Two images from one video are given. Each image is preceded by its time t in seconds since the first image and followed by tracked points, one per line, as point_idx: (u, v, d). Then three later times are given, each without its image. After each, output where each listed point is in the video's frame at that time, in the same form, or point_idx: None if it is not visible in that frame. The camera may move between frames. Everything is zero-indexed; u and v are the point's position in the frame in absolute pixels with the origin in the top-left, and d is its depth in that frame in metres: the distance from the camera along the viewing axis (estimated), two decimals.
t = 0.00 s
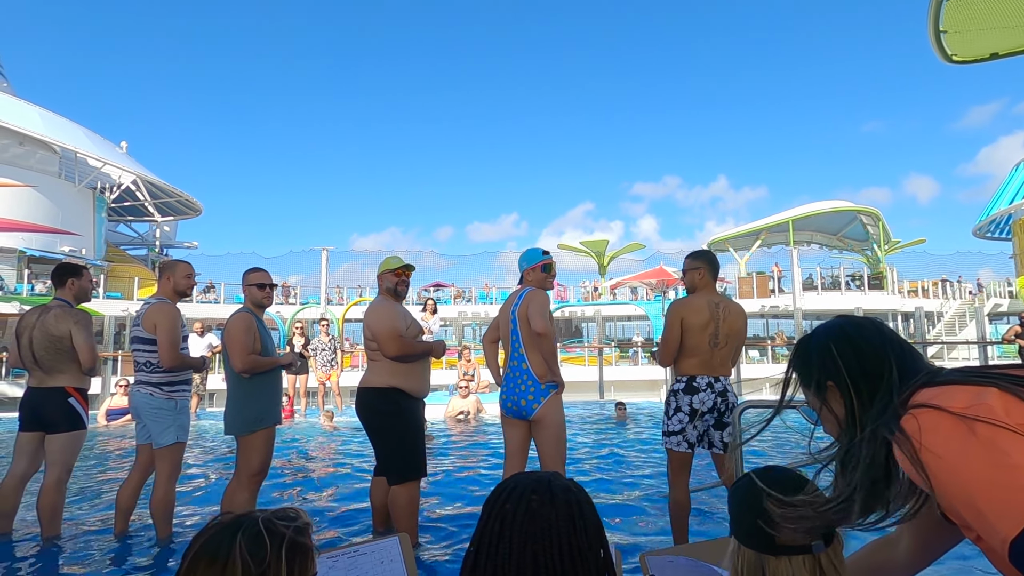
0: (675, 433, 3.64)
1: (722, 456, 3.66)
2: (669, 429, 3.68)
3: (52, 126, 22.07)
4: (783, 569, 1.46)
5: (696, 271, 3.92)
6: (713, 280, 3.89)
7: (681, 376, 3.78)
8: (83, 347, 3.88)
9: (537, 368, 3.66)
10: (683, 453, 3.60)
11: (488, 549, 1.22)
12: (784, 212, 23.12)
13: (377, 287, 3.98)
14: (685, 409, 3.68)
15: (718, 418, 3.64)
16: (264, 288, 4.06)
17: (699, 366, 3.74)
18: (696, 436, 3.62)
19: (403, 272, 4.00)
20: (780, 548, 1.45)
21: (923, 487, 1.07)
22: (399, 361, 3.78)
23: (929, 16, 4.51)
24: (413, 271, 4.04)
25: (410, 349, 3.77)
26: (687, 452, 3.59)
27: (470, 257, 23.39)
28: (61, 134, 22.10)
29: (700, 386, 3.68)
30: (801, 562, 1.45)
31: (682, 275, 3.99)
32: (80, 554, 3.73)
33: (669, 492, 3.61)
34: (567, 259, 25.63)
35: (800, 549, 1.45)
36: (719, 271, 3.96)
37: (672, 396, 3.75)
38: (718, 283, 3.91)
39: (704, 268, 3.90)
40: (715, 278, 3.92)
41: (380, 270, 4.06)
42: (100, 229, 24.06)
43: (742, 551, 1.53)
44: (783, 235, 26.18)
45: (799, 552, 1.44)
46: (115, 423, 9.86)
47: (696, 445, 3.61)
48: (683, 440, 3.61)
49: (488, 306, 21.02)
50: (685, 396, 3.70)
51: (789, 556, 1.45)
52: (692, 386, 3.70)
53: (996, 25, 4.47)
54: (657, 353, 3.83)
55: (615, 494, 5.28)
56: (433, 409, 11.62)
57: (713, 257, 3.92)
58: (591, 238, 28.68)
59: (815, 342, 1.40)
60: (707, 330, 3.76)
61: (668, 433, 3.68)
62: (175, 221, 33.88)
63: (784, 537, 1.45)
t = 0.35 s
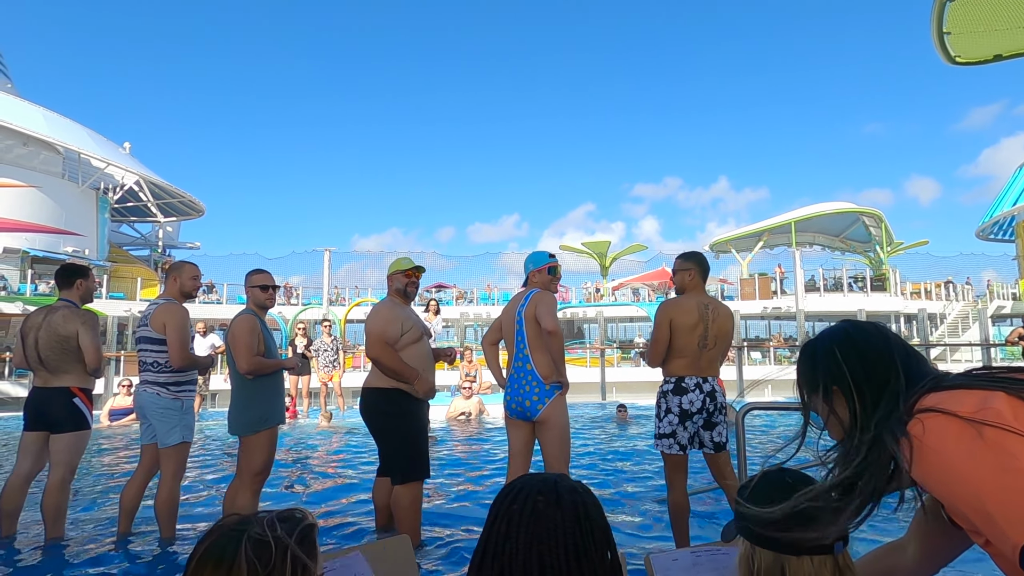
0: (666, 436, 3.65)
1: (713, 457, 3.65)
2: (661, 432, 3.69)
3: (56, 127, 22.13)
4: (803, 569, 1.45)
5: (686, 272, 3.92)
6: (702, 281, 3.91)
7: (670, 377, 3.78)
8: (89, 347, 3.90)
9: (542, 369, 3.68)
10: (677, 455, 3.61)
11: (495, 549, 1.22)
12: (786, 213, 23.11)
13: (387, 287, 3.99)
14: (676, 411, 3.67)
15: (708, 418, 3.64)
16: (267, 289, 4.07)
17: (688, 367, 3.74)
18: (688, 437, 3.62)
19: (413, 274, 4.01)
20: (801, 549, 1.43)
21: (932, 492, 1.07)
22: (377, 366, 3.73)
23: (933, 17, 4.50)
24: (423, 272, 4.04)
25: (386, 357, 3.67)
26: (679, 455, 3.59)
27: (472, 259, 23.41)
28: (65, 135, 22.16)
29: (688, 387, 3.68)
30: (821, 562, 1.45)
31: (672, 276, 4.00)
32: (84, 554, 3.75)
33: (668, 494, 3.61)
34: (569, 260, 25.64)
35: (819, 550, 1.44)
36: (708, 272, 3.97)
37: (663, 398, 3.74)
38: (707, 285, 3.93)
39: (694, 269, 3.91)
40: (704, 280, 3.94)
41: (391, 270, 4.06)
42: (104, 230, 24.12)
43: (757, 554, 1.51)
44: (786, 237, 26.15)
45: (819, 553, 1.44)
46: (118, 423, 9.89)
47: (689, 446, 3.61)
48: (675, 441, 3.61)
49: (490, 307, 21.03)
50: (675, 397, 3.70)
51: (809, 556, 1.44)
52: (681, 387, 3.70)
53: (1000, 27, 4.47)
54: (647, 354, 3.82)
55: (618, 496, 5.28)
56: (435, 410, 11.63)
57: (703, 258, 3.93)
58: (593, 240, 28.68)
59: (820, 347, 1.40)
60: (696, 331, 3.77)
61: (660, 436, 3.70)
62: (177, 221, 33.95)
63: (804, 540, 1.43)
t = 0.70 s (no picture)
0: (671, 436, 3.63)
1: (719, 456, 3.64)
2: (666, 432, 3.66)
3: (58, 125, 22.15)
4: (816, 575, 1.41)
5: (688, 273, 3.93)
6: (703, 282, 3.91)
7: (676, 377, 3.77)
8: (96, 345, 3.92)
9: (542, 369, 3.68)
10: (681, 455, 3.59)
11: (516, 554, 1.20)
12: (788, 214, 23.09)
13: (395, 287, 3.99)
14: (682, 411, 3.66)
15: (713, 419, 3.62)
16: (267, 290, 4.07)
17: (694, 367, 3.73)
18: (693, 438, 3.60)
19: (423, 274, 4.00)
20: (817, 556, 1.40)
21: (938, 492, 1.07)
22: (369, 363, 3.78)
23: (936, 18, 4.49)
24: (433, 273, 4.03)
25: (373, 355, 3.70)
26: (685, 455, 3.58)
27: (472, 259, 23.43)
28: (68, 133, 22.19)
29: (694, 387, 3.67)
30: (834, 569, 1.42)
31: (673, 277, 4.00)
32: (85, 552, 3.75)
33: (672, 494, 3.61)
34: (570, 259, 25.65)
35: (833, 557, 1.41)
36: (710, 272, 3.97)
37: (669, 398, 3.73)
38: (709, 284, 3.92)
39: (696, 269, 3.91)
40: (705, 280, 3.94)
41: (399, 270, 4.05)
42: (105, 229, 24.15)
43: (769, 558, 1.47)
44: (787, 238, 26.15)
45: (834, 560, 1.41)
46: (121, 422, 9.92)
47: (693, 446, 3.59)
48: (680, 442, 3.59)
49: (492, 306, 21.05)
50: (681, 397, 3.69)
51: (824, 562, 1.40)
52: (686, 387, 3.69)
53: (1003, 28, 4.47)
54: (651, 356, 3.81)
55: (620, 496, 5.27)
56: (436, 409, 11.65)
57: (704, 258, 3.93)
58: (594, 240, 28.66)
59: (824, 343, 1.40)
60: (699, 331, 3.77)
61: (664, 436, 3.67)
62: (179, 220, 33.97)
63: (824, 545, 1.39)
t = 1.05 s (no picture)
0: (688, 438, 3.65)
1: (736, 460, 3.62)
2: (683, 433, 3.68)
3: (59, 123, 22.14)
4: None
5: (707, 274, 3.94)
6: (723, 283, 3.91)
7: (695, 380, 3.76)
8: (94, 343, 3.91)
9: (539, 370, 3.67)
10: (697, 457, 3.61)
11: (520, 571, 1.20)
12: (788, 214, 23.08)
13: (396, 287, 3.97)
14: (700, 413, 3.67)
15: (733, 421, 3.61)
16: (265, 290, 4.07)
17: (713, 369, 3.69)
18: (711, 440, 3.61)
19: (423, 275, 4.00)
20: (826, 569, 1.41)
21: (939, 490, 1.07)
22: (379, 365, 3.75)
23: (938, 20, 4.49)
24: (433, 274, 4.02)
25: (386, 357, 3.67)
26: (700, 457, 3.60)
27: (472, 258, 23.43)
28: (69, 131, 22.19)
29: (714, 389, 3.64)
30: None
31: (692, 278, 4.02)
32: (86, 549, 3.74)
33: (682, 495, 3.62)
34: (571, 259, 25.65)
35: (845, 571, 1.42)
36: (729, 274, 3.97)
37: (687, 400, 3.75)
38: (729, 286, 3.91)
39: (714, 271, 3.93)
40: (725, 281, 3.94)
41: (399, 270, 4.04)
42: (106, 227, 24.15)
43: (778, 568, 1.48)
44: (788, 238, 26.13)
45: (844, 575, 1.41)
46: (121, 420, 9.94)
47: (710, 449, 3.60)
48: (697, 443, 3.61)
49: (492, 306, 21.06)
50: (700, 399, 3.69)
51: None
52: (706, 389, 3.67)
53: (1005, 30, 4.46)
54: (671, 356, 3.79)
55: (621, 496, 5.27)
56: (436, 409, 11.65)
57: (723, 260, 3.96)
58: (594, 240, 28.69)
59: (825, 337, 1.40)
60: (719, 332, 3.76)
61: (681, 437, 3.69)
62: (180, 219, 33.98)
63: (832, 559, 1.40)
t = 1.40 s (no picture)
0: (714, 441, 3.60)
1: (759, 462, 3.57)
2: (708, 436, 3.63)
3: (59, 122, 22.12)
4: None
5: (723, 275, 3.95)
6: (740, 283, 3.92)
7: (719, 382, 3.75)
8: (91, 343, 3.90)
9: (542, 370, 3.66)
10: (722, 459, 3.57)
11: None
12: (789, 215, 23.06)
13: (395, 288, 3.96)
14: (726, 415, 3.63)
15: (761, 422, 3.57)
16: (260, 290, 4.06)
17: (736, 371, 3.71)
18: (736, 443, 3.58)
19: (422, 275, 3.99)
20: None
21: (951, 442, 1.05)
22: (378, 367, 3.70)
23: (939, 21, 4.48)
24: (432, 275, 4.02)
25: (383, 357, 3.63)
26: (725, 460, 3.56)
27: (472, 258, 23.41)
28: (69, 131, 22.19)
29: (740, 391, 3.67)
30: None
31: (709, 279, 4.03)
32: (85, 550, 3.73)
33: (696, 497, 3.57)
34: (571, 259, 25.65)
35: None
36: (745, 274, 3.97)
37: (712, 403, 3.72)
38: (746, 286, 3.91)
39: (730, 271, 3.95)
40: (741, 281, 3.95)
41: (398, 270, 4.03)
42: (106, 226, 24.14)
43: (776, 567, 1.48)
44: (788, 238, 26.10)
45: None
46: (121, 419, 9.94)
47: (735, 451, 3.58)
48: (723, 446, 3.57)
49: (492, 306, 21.06)
50: (725, 401, 3.67)
51: None
52: (731, 392, 3.68)
53: (1006, 30, 4.45)
54: (693, 358, 3.76)
55: (622, 497, 5.26)
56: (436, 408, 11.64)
57: (739, 261, 3.96)
58: (594, 240, 28.68)
59: (839, 297, 1.38)
60: (738, 333, 3.74)
61: (706, 440, 3.64)
62: (180, 218, 33.98)
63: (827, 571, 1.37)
